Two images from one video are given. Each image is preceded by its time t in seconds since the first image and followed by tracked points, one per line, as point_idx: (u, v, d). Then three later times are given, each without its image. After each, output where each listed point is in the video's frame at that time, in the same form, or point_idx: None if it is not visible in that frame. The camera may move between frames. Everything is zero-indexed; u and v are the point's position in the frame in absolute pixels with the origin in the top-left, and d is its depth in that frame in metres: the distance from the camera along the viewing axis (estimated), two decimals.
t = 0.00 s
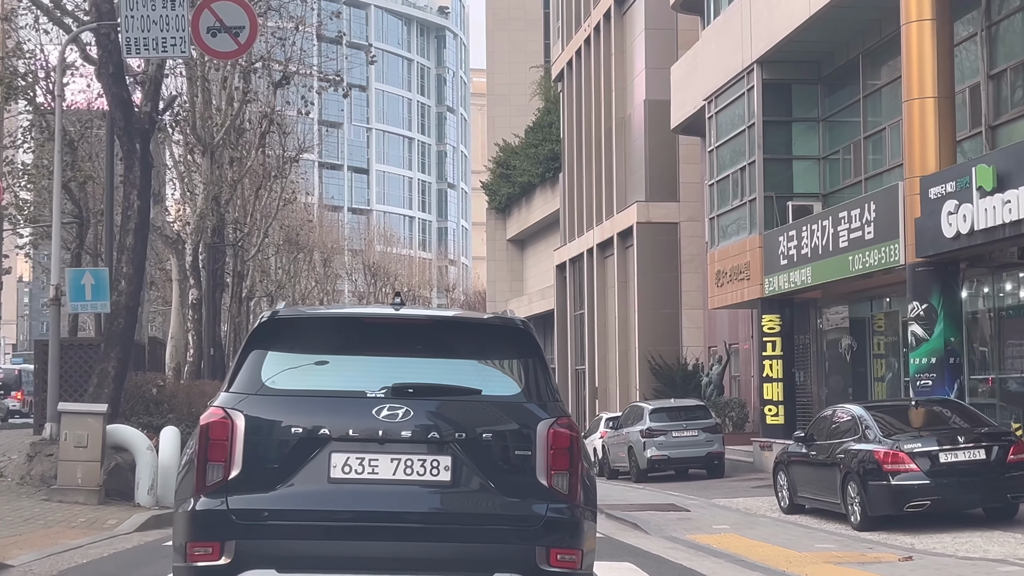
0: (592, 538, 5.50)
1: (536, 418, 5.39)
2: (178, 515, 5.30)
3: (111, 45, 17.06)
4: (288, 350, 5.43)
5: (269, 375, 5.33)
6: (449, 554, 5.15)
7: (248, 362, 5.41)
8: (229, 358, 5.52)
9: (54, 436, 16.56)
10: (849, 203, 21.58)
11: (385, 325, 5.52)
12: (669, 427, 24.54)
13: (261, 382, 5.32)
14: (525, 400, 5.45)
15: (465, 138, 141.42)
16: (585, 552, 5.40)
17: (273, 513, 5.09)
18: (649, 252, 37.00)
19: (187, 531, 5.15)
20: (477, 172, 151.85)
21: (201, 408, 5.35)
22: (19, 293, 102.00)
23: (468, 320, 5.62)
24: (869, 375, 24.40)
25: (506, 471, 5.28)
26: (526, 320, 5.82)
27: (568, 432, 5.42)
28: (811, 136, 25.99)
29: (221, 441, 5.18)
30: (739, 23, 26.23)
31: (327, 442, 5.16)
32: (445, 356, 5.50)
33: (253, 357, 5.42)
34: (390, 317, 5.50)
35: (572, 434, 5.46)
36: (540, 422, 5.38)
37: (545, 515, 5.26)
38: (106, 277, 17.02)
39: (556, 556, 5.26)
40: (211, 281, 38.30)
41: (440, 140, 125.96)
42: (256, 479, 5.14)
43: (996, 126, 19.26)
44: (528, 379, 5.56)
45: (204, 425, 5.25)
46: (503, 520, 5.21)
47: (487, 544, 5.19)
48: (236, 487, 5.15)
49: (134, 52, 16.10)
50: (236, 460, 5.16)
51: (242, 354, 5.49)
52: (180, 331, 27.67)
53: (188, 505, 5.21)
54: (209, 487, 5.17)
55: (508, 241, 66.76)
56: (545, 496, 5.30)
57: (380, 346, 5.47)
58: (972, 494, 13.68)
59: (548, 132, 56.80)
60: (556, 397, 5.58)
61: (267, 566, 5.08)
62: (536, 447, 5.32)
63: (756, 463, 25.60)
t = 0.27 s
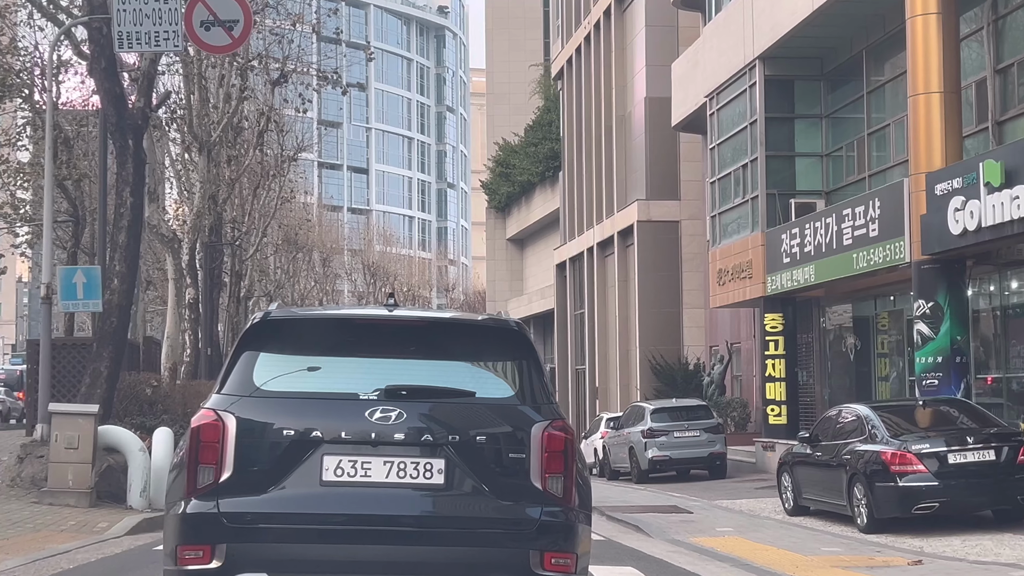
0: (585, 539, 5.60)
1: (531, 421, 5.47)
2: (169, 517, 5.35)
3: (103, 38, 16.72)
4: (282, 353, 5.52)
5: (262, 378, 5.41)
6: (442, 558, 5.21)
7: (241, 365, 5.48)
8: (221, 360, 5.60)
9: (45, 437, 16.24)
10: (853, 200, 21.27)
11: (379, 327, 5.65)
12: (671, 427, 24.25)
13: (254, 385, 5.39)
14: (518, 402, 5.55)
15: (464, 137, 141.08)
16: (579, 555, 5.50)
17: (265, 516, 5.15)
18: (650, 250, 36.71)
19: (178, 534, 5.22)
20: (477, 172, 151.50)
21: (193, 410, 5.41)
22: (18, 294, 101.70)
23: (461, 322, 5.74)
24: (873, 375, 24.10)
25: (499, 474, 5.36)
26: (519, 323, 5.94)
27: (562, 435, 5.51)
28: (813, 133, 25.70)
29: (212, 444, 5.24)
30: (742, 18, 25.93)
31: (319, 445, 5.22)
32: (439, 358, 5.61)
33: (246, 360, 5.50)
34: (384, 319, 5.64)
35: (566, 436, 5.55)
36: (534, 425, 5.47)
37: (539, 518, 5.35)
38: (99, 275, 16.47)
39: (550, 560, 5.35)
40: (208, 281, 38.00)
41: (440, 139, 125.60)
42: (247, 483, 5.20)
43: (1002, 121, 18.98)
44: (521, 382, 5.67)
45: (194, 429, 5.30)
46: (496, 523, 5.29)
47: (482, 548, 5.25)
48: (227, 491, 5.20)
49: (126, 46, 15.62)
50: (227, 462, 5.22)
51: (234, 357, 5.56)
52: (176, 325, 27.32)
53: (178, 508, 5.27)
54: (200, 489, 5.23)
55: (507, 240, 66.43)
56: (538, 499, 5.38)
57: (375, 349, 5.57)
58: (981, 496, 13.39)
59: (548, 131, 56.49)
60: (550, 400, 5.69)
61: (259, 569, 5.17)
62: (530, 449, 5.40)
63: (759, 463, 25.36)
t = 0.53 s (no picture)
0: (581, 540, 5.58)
1: (526, 422, 5.46)
2: (162, 520, 5.32)
3: (96, 32, 16.43)
4: (277, 353, 5.50)
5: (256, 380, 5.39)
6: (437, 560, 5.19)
7: (235, 366, 5.47)
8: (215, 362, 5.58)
9: (38, 439, 15.97)
10: (859, 196, 20.97)
11: (374, 328, 5.61)
12: (674, 427, 23.97)
13: (249, 387, 5.37)
14: (513, 403, 5.52)
15: (465, 137, 140.77)
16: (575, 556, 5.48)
17: (259, 518, 5.13)
18: (653, 249, 36.40)
19: (171, 536, 5.19)
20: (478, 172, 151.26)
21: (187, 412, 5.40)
22: (18, 294, 101.51)
23: (456, 322, 5.71)
24: (879, 373, 23.81)
25: (494, 475, 5.34)
26: (514, 323, 5.90)
27: (557, 436, 5.50)
28: (818, 129, 25.42)
29: (206, 446, 5.22)
30: (745, 13, 25.63)
31: (313, 446, 5.20)
32: (435, 358, 5.58)
33: (241, 361, 5.48)
34: (379, 319, 5.60)
35: (561, 438, 5.54)
36: (529, 426, 5.46)
37: (534, 520, 5.33)
38: (92, 273, 16.28)
39: (546, 562, 5.34)
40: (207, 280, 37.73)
41: (441, 139, 125.35)
42: (241, 484, 5.18)
43: (1010, 116, 18.72)
44: (516, 382, 5.64)
45: (187, 430, 5.29)
46: (491, 524, 5.27)
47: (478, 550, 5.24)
48: (221, 493, 5.18)
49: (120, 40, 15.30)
50: (221, 464, 5.20)
51: (229, 358, 5.54)
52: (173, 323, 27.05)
53: (171, 510, 5.24)
54: (194, 491, 5.21)
55: (508, 239, 66.13)
56: (533, 501, 5.37)
57: (370, 349, 5.54)
58: (992, 497, 13.11)
59: (549, 130, 56.24)
60: (545, 401, 5.67)
61: (253, 571, 5.14)
62: (525, 450, 5.39)
63: (764, 463, 25.08)
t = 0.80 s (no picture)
0: (577, 544, 5.54)
1: (520, 426, 5.44)
2: (158, 523, 5.29)
3: (90, 29, 16.18)
4: (273, 357, 5.48)
5: (251, 384, 5.36)
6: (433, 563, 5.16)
7: (231, 370, 5.44)
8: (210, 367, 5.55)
9: (31, 443, 15.76)
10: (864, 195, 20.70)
11: (370, 332, 5.58)
12: (677, 429, 23.70)
13: (244, 391, 5.35)
14: (507, 407, 5.50)
15: (466, 138, 140.55)
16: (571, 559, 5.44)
17: (256, 522, 5.10)
18: (655, 249, 36.12)
19: (167, 540, 5.15)
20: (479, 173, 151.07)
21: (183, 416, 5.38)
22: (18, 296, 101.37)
23: (452, 327, 5.69)
24: (885, 374, 23.51)
25: (489, 479, 5.31)
26: (510, 328, 5.88)
27: (552, 439, 5.47)
28: (822, 127, 25.16)
29: (201, 449, 5.20)
30: (748, 10, 25.38)
31: (309, 450, 5.18)
32: (430, 362, 5.56)
33: (236, 364, 5.46)
34: (375, 323, 5.57)
35: (556, 441, 5.51)
36: (524, 429, 5.43)
37: (529, 523, 5.30)
38: (86, 273, 15.99)
39: (541, 565, 5.30)
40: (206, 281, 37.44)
41: (441, 140, 125.13)
42: (237, 488, 5.15)
43: (1019, 113, 18.43)
44: (511, 386, 5.62)
45: (183, 434, 5.26)
46: (485, 527, 5.24)
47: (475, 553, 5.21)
48: (218, 496, 5.16)
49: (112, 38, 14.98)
50: (217, 468, 5.17)
51: (224, 362, 5.52)
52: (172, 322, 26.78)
53: (167, 515, 5.21)
54: (190, 495, 5.18)
55: (510, 240, 65.84)
56: (528, 504, 5.33)
57: (366, 353, 5.52)
58: (1004, 501, 12.85)
59: (550, 129, 56.03)
60: (541, 404, 5.65)
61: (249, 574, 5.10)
62: (520, 454, 5.36)
63: (768, 465, 24.81)
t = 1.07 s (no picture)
0: (570, 544, 5.68)
1: (514, 428, 5.56)
2: (156, 525, 5.41)
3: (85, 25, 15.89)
4: (268, 360, 5.61)
5: (248, 387, 5.50)
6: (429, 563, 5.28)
7: (227, 373, 5.58)
8: (207, 370, 5.68)
9: (26, 445, 15.65)
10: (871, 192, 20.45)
11: (365, 334, 5.70)
12: (682, 430, 23.42)
13: (240, 394, 5.48)
14: (501, 409, 5.62)
15: (469, 139, 140.30)
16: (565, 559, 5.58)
17: (252, 523, 5.22)
18: (660, 248, 35.84)
19: (164, 541, 5.27)
20: (482, 175, 150.76)
21: (180, 418, 5.52)
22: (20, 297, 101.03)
23: (447, 329, 5.80)
24: (892, 375, 23.23)
25: (483, 481, 5.44)
26: (503, 330, 5.98)
27: (546, 441, 5.60)
28: (829, 124, 24.84)
29: (198, 452, 5.34)
30: (753, 7, 25.12)
31: (305, 451, 5.31)
32: (424, 365, 5.67)
33: (232, 367, 5.59)
34: (370, 326, 5.69)
35: (551, 443, 5.64)
36: (518, 431, 5.55)
37: (523, 523, 5.42)
38: (82, 273, 15.77)
39: (536, 565, 5.43)
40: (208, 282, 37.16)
41: (445, 141, 124.88)
42: (233, 489, 5.29)
43: None
44: (505, 388, 5.74)
45: (179, 437, 5.40)
46: (479, 527, 5.36)
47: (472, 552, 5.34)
48: (213, 498, 5.29)
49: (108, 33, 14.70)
50: (212, 470, 5.31)
51: (220, 364, 5.65)
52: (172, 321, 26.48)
53: (164, 516, 5.33)
54: (186, 497, 5.31)
55: (513, 240, 65.52)
56: (522, 505, 5.46)
57: (361, 356, 5.63)
58: (1018, 503, 12.55)
59: (554, 129, 55.77)
60: (534, 406, 5.77)
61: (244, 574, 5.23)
62: (513, 456, 5.48)
63: (774, 466, 24.58)
